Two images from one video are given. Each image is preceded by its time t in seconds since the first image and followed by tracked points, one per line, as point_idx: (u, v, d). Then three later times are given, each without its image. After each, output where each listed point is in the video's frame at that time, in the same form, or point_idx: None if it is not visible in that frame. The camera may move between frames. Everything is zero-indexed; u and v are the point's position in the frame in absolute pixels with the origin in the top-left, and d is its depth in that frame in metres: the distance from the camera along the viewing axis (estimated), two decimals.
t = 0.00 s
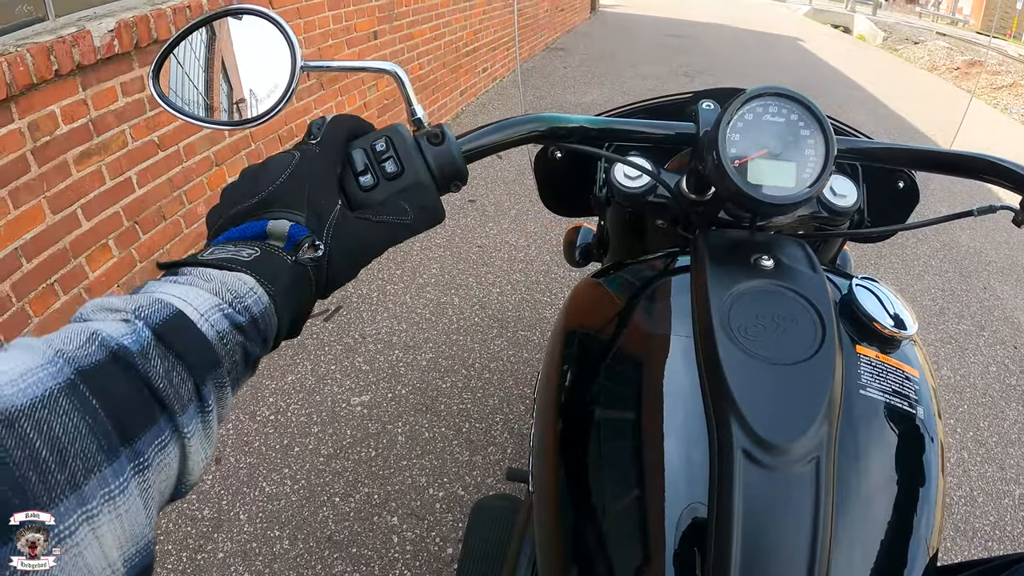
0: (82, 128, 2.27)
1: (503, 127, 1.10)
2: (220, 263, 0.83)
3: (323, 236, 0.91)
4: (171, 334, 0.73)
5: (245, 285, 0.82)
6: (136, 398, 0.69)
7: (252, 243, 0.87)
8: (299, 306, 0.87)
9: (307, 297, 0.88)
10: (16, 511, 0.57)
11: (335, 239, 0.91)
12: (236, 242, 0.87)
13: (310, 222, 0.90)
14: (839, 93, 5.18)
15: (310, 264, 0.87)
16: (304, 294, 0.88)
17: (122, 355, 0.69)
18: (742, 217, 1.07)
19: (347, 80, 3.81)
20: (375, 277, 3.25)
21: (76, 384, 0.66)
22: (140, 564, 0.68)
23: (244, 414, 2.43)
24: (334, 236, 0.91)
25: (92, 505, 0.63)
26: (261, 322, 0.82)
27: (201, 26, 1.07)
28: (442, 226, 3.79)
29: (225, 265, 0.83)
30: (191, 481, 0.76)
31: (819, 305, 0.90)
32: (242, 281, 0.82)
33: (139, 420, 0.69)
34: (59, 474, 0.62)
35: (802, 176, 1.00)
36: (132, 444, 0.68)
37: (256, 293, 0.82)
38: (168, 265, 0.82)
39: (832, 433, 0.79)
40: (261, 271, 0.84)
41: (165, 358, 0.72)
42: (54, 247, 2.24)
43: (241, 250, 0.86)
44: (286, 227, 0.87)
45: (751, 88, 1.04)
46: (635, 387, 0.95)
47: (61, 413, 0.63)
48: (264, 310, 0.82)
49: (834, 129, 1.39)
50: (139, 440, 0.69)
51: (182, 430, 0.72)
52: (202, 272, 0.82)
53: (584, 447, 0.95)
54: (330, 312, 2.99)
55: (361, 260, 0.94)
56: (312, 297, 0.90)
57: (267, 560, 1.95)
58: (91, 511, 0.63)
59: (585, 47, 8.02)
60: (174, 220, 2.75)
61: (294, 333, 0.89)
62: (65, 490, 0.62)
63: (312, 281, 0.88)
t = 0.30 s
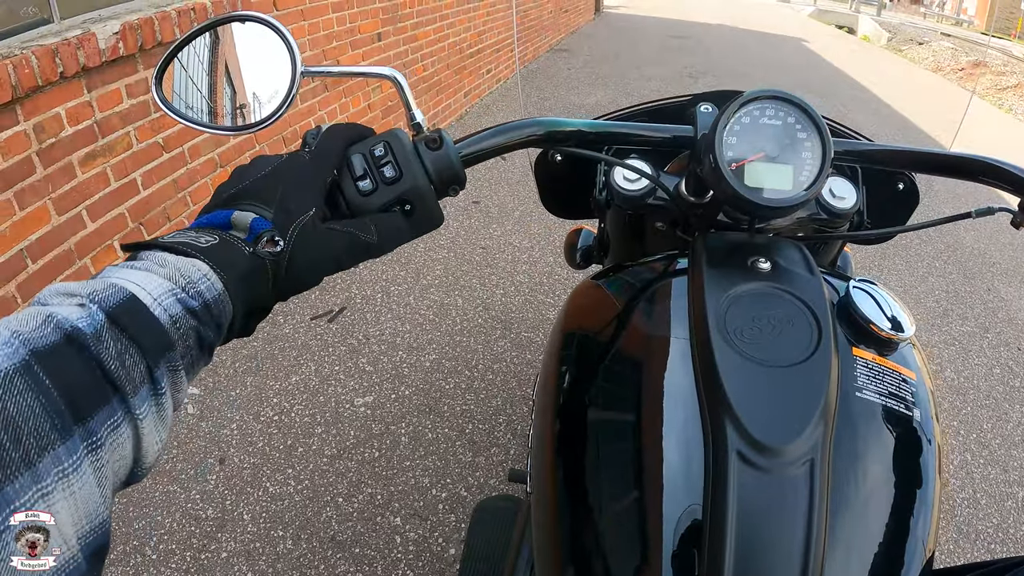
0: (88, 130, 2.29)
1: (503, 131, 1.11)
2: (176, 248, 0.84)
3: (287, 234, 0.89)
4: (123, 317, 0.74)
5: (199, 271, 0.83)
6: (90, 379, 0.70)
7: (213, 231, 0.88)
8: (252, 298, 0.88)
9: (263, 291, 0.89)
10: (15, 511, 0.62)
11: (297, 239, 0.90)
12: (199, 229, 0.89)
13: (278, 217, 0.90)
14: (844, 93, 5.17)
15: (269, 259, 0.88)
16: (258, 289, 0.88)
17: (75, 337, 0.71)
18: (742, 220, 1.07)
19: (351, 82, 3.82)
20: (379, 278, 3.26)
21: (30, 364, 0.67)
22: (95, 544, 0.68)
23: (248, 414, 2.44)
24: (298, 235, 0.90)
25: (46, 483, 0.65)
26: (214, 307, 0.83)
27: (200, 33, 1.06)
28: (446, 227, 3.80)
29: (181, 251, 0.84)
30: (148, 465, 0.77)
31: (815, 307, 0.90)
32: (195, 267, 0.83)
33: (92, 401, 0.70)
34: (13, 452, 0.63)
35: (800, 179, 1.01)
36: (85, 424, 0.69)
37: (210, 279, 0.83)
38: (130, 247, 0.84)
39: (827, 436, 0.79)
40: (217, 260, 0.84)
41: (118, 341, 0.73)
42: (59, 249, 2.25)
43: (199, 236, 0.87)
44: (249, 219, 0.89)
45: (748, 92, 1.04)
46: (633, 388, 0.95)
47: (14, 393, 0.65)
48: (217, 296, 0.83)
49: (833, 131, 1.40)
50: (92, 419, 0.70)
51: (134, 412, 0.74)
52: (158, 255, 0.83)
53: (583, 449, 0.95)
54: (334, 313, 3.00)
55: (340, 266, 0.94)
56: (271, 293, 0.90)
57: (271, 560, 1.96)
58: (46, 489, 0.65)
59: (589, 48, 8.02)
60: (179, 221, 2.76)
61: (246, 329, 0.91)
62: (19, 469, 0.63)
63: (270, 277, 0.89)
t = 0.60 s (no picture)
0: (91, 130, 2.29)
1: (505, 131, 1.10)
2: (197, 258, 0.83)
3: (302, 244, 0.88)
4: (146, 325, 0.74)
5: (220, 281, 0.82)
6: (114, 385, 0.70)
7: (229, 241, 0.87)
8: (269, 308, 0.87)
9: (280, 300, 0.88)
10: (15, 512, 0.60)
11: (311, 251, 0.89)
12: (215, 239, 0.88)
13: (292, 227, 0.89)
14: (848, 94, 5.16)
15: (285, 268, 0.87)
16: (275, 296, 0.87)
17: (100, 345, 0.70)
18: (745, 220, 1.07)
19: (354, 83, 3.83)
20: (382, 279, 3.26)
21: (56, 370, 0.66)
22: (113, 548, 0.68)
23: (251, 415, 2.43)
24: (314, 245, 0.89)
25: (70, 488, 0.64)
26: (234, 317, 0.82)
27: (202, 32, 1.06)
28: (449, 228, 3.80)
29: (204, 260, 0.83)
30: (164, 471, 0.77)
31: (818, 308, 0.89)
32: (216, 277, 0.82)
33: (116, 408, 0.69)
34: (37, 456, 0.62)
35: (803, 179, 1.00)
36: (110, 430, 0.69)
37: (230, 290, 0.82)
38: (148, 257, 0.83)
39: (831, 438, 0.78)
40: (237, 270, 0.84)
41: (141, 348, 0.73)
42: (63, 249, 2.26)
43: (218, 246, 0.86)
44: (265, 230, 0.88)
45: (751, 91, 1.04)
46: (635, 390, 0.95)
47: (41, 398, 0.64)
48: (237, 306, 0.82)
49: (837, 131, 1.39)
50: (116, 426, 0.69)
51: (156, 419, 0.73)
52: (178, 265, 0.82)
53: (584, 451, 0.94)
54: (337, 313, 3.00)
55: (351, 275, 0.94)
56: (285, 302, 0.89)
57: (273, 560, 1.96)
58: (69, 494, 0.64)
59: (592, 49, 8.02)
60: (182, 221, 2.77)
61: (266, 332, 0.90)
62: (44, 473, 0.62)
63: (286, 286, 0.88)
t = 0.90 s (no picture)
0: (96, 131, 2.30)
1: (511, 132, 1.11)
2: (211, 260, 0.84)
3: (312, 243, 0.91)
4: (163, 326, 0.74)
5: (234, 283, 0.82)
6: (133, 386, 0.70)
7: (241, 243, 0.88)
8: (282, 309, 0.88)
9: (291, 301, 0.89)
10: (16, 512, 0.58)
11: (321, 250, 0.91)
12: (227, 241, 0.88)
13: (302, 227, 0.91)
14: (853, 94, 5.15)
15: (297, 270, 0.89)
16: (287, 298, 0.88)
17: (119, 346, 0.70)
18: (750, 221, 1.07)
19: (359, 84, 3.83)
20: (387, 279, 3.27)
21: (75, 372, 0.67)
22: (132, 550, 0.69)
23: (256, 415, 2.44)
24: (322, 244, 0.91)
25: (91, 489, 0.65)
26: (249, 318, 0.82)
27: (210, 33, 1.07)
28: (454, 228, 3.80)
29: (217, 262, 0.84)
30: (180, 471, 0.78)
31: (824, 309, 0.90)
32: (230, 279, 0.82)
33: (135, 409, 0.70)
34: (59, 458, 0.63)
35: (809, 180, 1.00)
36: (129, 431, 0.69)
37: (244, 291, 0.83)
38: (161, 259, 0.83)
39: (837, 439, 0.78)
40: (250, 271, 0.84)
41: (159, 349, 0.73)
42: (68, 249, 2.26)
43: (230, 249, 0.86)
44: (276, 230, 0.89)
45: (757, 92, 1.04)
46: (641, 391, 0.95)
47: (61, 400, 0.64)
48: (251, 308, 0.83)
49: (841, 132, 1.39)
50: (135, 427, 0.70)
51: (174, 420, 0.74)
52: (193, 267, 0.83)
53: (590, 452, 0.95)
54: (342, 314, 3.01)
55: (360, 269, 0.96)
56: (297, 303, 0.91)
57: (278, 560, 1.96)
58: (90, 495, 0.64)
59: (597, 49, 8.02)
60: (187, 222, 2.77)
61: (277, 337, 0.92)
62: (66, 474, 0.63)
63: (298, 286, 0.90)
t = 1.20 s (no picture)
0: (100, 130, 2.30)
1: (517, 131, 1.10)
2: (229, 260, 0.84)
3: (328, 243, 0.92)
4: (182, 325, 0.74)
5: (253, 282, 0.83)
6: (151, 383, 0.70)
7: (258, 243, 0.88)
8: (298, 307, 0.88)
9: (307, 301, 0.89)
10: (17, 512, 0.56)
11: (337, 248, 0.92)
12: (243, 241, 0.88)
13: (316, 227, 0.91)
14: (858, 94, 5.14)
15: (314, 269, 0.88)
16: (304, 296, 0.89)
17: (138, 343, 0.70)
18: (756, 220, 1.07)
19: (363, 84, 3.83)
20: (391, 279, 3.27)
21: (94, 369, 0.66)
22: (147, 549, 0.69)
23: (259, 415, 2.44)
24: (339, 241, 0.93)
25: (108, 487, 0.64)
26: (266, 317, 0.83)
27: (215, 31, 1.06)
28: (458, 228, 3.80)
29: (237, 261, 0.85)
30: (195, 469, 0.77)
31: (831, 308, 0.89)
32: (249, 278, 0.83)
33: (153, 406, 0.70)
34: (77, 454, 0.62)
35: (815, 179, 1.00)
36: (147, 429, 0.69)
37: (263, 290, 0.84)
38: (177, 258, 0.84)
39: (844, 438, 0.78)
40: (268, 270, 0.85)
41: (177, 347, 0.73)
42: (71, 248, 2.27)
43: (248, 249, 0.87)
44: (292, 231, 0.89)
45: (763, 91, 1.04)
46: (647, 390, 0.94)
47: (80, 396, 0.64)
48: (269, 307, 0.84)
49: (847, 131, 1.39)
50: (153, 424, 0.70)
51: (190, 417, 0.74)
52: (211, 266, 0.84)
53: (596, 452, 0.94)
54: (346, 314, 3.01)
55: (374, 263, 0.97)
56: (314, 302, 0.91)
57: (281, 560, 1.96)
58: (107, 493, 0.64)
59: (600, 50, 8.02)
60: (191, 222, 2.77)
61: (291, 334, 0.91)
62: (83, 471, 0.62)
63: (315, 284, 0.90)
